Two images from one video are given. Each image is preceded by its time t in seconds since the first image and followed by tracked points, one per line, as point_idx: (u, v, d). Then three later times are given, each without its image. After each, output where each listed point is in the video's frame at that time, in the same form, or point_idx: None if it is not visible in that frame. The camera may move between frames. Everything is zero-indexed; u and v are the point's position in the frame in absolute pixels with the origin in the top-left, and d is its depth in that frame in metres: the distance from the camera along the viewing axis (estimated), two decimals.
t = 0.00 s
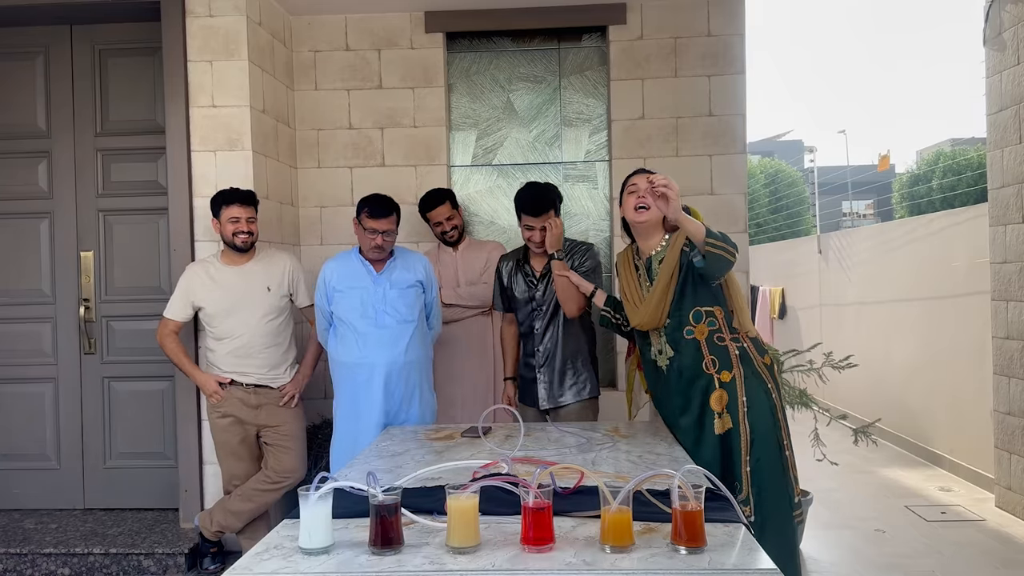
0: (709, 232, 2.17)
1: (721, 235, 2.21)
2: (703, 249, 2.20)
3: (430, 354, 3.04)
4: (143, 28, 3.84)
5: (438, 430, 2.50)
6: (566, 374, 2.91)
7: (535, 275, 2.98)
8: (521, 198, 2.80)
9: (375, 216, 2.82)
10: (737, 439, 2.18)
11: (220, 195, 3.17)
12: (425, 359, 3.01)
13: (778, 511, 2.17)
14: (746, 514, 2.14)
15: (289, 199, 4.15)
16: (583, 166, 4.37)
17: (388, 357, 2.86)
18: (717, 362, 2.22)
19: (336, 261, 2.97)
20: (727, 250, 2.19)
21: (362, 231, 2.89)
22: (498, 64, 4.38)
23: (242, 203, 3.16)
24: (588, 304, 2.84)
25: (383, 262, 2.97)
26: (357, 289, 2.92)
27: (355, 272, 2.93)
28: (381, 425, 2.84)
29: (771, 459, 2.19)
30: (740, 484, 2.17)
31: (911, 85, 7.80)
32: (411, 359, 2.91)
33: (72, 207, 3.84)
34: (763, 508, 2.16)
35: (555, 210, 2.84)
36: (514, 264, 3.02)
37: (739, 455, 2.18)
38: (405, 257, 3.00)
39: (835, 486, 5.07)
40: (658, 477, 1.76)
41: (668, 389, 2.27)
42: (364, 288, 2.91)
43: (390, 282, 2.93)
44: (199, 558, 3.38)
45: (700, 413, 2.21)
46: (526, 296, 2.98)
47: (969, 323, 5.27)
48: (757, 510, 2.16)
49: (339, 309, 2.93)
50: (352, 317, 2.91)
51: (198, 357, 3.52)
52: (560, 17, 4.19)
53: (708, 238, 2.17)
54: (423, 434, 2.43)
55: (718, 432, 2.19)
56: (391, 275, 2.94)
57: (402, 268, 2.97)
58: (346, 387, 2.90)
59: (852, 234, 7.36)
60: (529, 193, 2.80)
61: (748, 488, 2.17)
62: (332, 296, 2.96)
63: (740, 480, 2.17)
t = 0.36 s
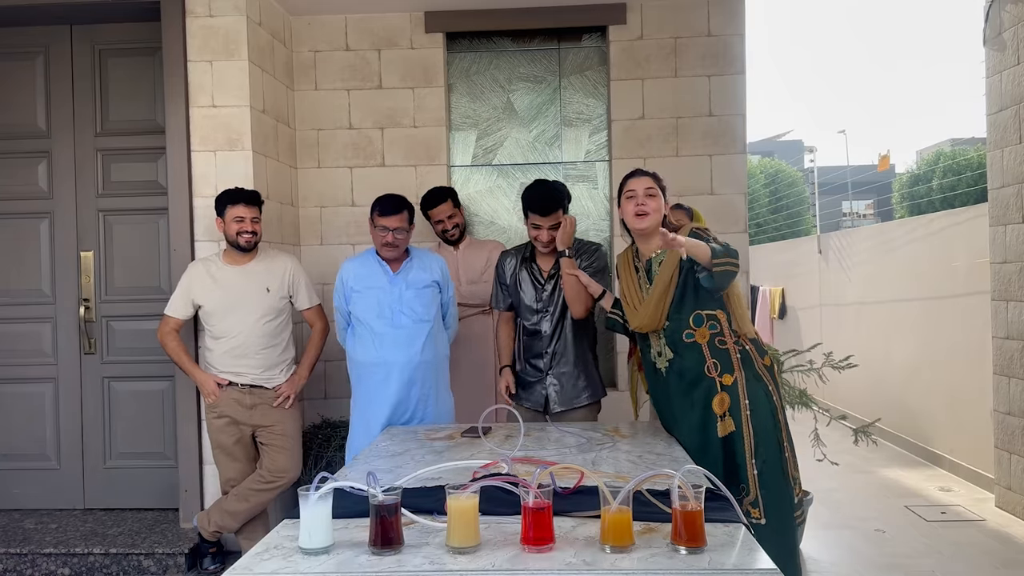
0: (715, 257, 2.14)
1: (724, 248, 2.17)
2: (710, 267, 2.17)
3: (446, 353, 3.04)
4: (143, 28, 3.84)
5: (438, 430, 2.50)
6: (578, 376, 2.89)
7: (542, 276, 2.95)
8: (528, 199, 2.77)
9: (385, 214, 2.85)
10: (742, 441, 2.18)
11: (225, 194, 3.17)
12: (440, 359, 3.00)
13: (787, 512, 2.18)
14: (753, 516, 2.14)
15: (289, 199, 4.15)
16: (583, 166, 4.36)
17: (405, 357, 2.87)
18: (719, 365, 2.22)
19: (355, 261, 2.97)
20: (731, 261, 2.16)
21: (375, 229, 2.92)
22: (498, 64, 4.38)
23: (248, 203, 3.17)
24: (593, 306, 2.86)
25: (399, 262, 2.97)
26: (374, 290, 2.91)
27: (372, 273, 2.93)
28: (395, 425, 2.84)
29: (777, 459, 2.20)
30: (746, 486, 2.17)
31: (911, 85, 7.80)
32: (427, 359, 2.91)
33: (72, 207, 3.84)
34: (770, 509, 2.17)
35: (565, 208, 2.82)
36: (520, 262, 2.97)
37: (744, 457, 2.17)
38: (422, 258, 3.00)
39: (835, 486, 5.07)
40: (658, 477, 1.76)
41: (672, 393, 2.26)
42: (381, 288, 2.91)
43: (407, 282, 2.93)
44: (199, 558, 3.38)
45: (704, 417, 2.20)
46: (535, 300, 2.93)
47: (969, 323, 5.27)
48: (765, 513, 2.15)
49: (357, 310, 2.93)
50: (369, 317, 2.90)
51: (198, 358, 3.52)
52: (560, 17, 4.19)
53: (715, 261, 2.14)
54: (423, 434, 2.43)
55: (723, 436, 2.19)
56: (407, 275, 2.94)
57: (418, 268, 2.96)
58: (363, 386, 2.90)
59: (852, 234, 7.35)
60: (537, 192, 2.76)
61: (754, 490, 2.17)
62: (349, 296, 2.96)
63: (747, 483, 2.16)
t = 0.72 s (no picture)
0: (721, 265, 2.14)
1: (730, 254, 2.16)
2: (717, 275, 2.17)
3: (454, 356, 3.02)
4: (143, 28, 3.84)
5: (439, 430, 2.50)
6: (568, 372, 2.89)
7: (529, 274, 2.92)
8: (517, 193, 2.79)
9: (395, 217, 2.84)
10: (742, 441, 2.18)
11: (224, 193, 3.17)
12: (448, 362, 2.99)
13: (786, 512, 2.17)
14: (752, 516, 2.13)
15: (289, 199, 4.15)
16: (583, 166, 4.36)
17: (411, 359, 2.86)
18: (718, 365, 2.23)
19: (368, 260, 2.98)
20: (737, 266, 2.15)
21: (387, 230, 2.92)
22: (498, 64, 4.38)
23: (244, 204, 3.16)
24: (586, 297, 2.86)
25: (412, 263, 2.98)
26: (384, 290, 2.92)
27: (383, 273, 2.94)
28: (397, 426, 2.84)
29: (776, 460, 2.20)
30: (746, 486, 2.17)
31: (911, 85, 7.79)
32: (433, 361, 2.90)
33: (72, 207, 3.84)
34: (770, 509, 2.16)
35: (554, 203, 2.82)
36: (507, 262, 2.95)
37: (744, 457, 2.17)
38: (434, 259, 3.00)
39: (836, 486, 5.07)
40: (658, 477, 1.76)
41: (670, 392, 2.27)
42: (391, 288, 2.92)
43: (417, 284, 2.93)
44: (199, 558, 3.38)
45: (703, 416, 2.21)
46: (522, 298, 2.91)
47: (969, 323, 5.27)
48: (765, 513, 2.14)
49: (367, 309, 2.94)
50: (377, 317, 2.91)
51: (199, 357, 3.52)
52: (559, 17, 4.19)
53: (721, 268, 2.14)
54: (423, 434, 2.43)
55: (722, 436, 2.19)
56: (418, 276, 2.95)
57: (429, 271, 2.97)
58: (368, 385, 2.91)
59: (852, 234, 7.35)
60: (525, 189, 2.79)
61: (755, 490, 2.16)
62: (361, 295, 2.97)
63: (747, 482, 2.16)
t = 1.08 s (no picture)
0: (719, 284, 2.10)
1: (727, 268, 2.11)
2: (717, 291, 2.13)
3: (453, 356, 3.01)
4: (143, 28, 3.84)
5: (438, 430, 2.50)
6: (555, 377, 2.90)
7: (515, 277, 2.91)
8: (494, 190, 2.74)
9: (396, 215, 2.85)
10: (730, 451, 2.17)
11: (224, 194, 3.16)
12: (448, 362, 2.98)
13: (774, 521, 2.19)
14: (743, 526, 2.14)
15: (289, 199, 4.15)
16: (583, 166, 4.36)
17: (406, 358, 2.87)
18: (708, 373, 2.21)
19: (368, 259, 3.00)
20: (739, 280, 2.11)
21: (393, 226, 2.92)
22: (498, 64, 4.38)
23: (243, 205, 3.16)
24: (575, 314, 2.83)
25: (411, 263, 2.97)
26: (382, 289, 2.93)
27: (382, 272, 2.95)
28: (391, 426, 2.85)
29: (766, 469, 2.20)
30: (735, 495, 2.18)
31: (910, 85, 7.79)
32: (428, 361, 2.90)
33: (73, 207, 3.84)
34: (758, 518, 2.18)
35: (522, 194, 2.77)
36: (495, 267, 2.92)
37: (734, 466, 2.18)
38: (433, 260, 2.97)
39: (836, 486, 5.07)
40: (658, 477, 1.76)
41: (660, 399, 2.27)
42: (388, 288, 2.92)
43: (415, 284, 2.93)
44: (199, 558, 3.38)
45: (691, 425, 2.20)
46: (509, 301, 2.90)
47: (969, 323, 5.27)
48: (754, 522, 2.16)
49: (365, 308, 2.95)
50: (374, 316, 2.92)
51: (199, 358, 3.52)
52: (559, 17, 4.19)
53: (720, 285, 2.10)
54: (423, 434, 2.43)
55: (711, 443, 2.18)
56: (416, 276, 2.94)
57: (427, 271, 2.95)
58: (363, 385, 2.92)
59: (852, 234, 7.35)
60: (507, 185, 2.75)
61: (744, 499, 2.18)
62: (359, 294, 2.98)
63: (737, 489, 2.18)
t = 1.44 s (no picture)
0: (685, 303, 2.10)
1: (701, 288, 2.12)
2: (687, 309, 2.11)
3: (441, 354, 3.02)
4: (142, 28, 3.84)
5: (438, 430, 2.50)
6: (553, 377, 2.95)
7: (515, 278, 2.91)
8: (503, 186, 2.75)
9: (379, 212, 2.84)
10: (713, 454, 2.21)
11: (223, 194, 3.16)
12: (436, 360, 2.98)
13: (756, 524, 2.23)
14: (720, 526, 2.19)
15: (289, 199, 4.15)
16: (583, 166, 4.36)
17: (394, 357, 2.87)
18: (698, 374, 2.24)
19: (352, 258, 2.99)
20: (712, 296, 2.11)
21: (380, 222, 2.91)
22: (498, 64, 4.38)
23: (243, 205, 3.16)
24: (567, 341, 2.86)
25: (397, 262, 2.96)
26: (367, 288, 2.92)
27: (367, 271, 2.94)
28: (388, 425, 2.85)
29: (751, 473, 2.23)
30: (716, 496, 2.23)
31: (910, 85, 7.79)
32: (418, 360, 2.90)
33: (72, 207, 3.84)
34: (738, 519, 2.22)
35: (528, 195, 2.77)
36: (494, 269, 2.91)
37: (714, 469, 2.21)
38: (418, 259, 2.97)
39: (836, 486, 5.07)
40: (659, 477, 1.76)
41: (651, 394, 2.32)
42: (374, 288, 2.91)
43: (401, 283, 2.92)
44: (199, 558, 3.37)
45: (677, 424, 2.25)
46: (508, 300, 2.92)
47: (969, 323, 5.27)
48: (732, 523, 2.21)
49: (351, 307, 2.94)
50: (360, 316, 2.92)
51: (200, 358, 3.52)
52: (559, 17, 4.19)
53: (687, 303, 2.10)
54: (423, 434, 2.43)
55: (693, 443, 2.22)
56: (402, 275, 2.93)
57: (414, 270, 2.94)
58: (352, 385, 2.92)
59: (852, 234, 7.35)
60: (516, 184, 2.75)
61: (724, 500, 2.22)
62: (344, 294, 2.97)
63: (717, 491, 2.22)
